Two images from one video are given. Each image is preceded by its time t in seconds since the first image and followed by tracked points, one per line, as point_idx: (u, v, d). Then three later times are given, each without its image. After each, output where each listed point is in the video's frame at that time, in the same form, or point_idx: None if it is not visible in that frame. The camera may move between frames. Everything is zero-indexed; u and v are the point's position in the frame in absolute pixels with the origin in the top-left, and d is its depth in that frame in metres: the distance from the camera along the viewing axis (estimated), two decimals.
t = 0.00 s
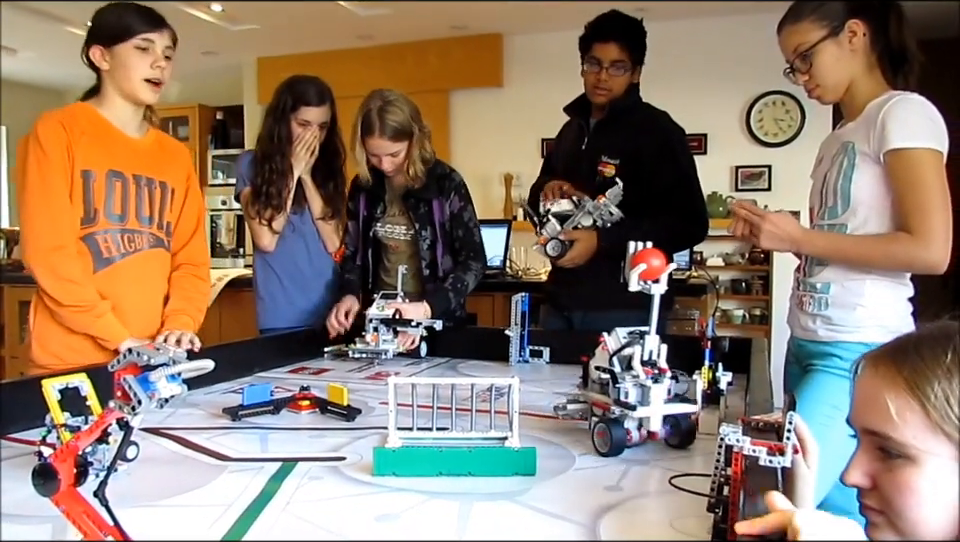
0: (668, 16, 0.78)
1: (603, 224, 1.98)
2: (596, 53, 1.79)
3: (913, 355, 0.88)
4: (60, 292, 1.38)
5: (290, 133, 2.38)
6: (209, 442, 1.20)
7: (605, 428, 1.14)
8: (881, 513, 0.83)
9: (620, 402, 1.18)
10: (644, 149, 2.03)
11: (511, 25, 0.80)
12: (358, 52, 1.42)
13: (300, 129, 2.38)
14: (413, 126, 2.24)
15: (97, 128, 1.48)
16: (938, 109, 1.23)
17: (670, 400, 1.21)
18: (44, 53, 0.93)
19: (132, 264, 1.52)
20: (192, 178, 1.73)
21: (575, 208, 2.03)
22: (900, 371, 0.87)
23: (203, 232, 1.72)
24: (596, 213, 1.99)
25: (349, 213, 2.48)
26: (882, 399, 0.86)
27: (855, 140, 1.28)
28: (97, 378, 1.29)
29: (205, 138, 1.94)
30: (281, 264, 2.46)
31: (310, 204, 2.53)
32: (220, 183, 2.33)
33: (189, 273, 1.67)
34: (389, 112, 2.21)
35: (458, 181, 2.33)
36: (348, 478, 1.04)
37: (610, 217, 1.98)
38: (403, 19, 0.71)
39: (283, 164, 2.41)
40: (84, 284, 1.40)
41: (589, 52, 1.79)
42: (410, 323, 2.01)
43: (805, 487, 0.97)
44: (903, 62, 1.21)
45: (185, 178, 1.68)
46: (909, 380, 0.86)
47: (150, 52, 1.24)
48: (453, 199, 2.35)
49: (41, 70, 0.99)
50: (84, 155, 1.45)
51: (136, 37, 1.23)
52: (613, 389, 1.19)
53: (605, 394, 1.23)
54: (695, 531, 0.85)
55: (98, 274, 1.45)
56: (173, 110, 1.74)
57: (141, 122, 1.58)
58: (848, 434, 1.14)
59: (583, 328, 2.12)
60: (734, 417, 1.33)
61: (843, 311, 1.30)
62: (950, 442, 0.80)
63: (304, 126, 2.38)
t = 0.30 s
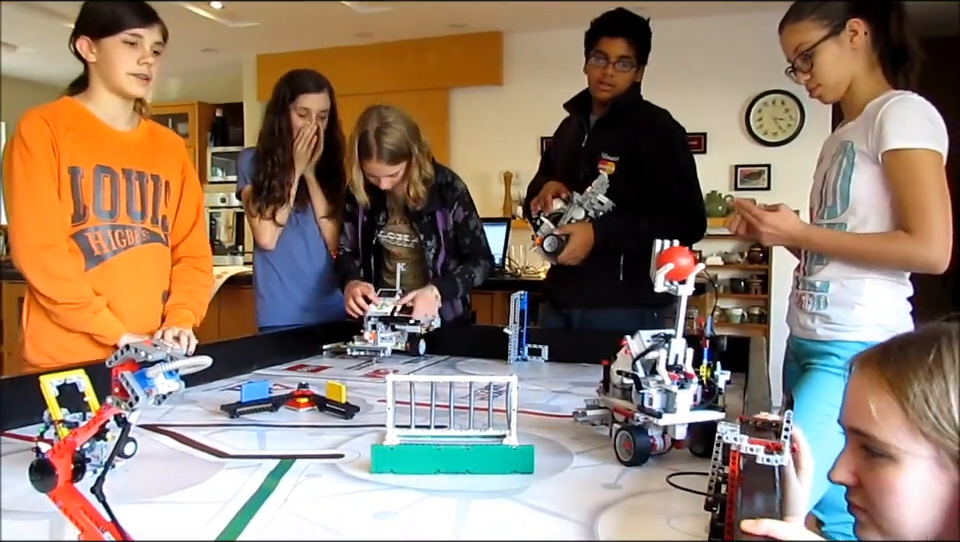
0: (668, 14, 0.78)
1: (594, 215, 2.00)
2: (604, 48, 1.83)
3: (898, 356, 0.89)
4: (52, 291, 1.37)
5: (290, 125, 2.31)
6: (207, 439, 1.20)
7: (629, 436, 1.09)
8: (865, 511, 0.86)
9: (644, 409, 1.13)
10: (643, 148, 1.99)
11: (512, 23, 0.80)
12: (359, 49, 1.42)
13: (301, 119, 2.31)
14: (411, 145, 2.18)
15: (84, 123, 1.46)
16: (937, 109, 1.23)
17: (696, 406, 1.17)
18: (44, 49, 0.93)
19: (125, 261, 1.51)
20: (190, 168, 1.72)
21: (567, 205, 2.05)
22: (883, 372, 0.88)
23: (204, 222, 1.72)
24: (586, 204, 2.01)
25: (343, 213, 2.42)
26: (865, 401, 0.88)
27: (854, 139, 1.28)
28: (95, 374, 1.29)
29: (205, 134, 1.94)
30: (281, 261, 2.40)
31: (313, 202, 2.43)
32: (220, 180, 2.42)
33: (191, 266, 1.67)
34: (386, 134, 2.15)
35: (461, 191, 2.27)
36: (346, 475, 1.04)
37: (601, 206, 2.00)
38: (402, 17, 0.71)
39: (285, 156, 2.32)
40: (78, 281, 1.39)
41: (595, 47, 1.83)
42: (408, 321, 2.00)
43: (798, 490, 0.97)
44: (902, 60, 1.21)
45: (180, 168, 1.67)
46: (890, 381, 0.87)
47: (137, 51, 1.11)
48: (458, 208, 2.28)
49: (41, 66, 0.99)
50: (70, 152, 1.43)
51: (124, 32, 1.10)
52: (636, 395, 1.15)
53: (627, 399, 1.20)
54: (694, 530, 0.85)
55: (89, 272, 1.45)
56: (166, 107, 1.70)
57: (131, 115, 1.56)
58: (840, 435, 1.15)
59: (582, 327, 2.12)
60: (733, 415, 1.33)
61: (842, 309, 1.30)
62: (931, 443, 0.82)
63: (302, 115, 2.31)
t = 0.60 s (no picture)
0: (669, 14, 0.78)
1: (596, 218, 1.98)
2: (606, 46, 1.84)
3: (895, 356, 0.90)
4: (53, 291, 1.37)
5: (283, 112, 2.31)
6: (206, 437, 1.20)
7: (670, 447, 1.06)
8: (868, 508, 0.87)
9: (673, 413, 1.11)
10: (644, 146, 2.00)
11: (512, 22, 0.80)
12: (360, 48, 1.41)
13: (293, 105, 2.30)
14: (408, 158, 2.20)
15: (82, 120, 1.46)
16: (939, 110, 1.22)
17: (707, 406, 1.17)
18: (45, 48, 0.93)
19: (128, 261, 1.50)
20: (192, 163, 1.72)
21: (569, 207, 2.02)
22: (880, 372, 0.89)
23: (204, 221, 1.72)
24: (588, 207, 1.98)
25: (342, 215, 2.42)
26: (862, 401, 0.89)
27: (856, 138, 1.28)
28: (95, 372, 1.29)
29: (205, 133, 1.93)
30: (281, 260, 2.39)
31: (317, 202, 2.43)
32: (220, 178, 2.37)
33: (191, 265, 1.67)
34: (384, 150, 2.16)
35: (462, 194, 2.31)
36: (346, 474, 1.04)
37: (602, 209, 1.97)
38: (403, 16, 0.71)
39: (290, 142, 2.34)
40: (78, 282, 1.39)
41: (597, 45, 1.84)
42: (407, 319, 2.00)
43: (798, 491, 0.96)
44: (905, 59, 1.20)
45: (182, 164, 1.67)
46: (886, 381, 0.88)
47: (135, 46, 1.11)
48: (462, 212, 2.31)
49: (40, 65, 0.99)
50: (70, 149, 1.43)
51: (123, 28, 1.09)
52: (659, 399, 1.13)
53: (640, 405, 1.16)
54: (693, 529, 0.85)
55: (93, 272, 1.45)
56: (167, 105, 1.70)
57: (131, 111, 1.55)
58: (844, 436, 1.15)
59: (582, 326, 2.11)
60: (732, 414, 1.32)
61: (843, 309, 1.30)
62: (927, 440, 0.83)
63: (293, 100, 2.29)
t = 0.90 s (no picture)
0: (668, 12, 0.78)
1: (598, 216, 1.97)
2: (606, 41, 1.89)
3: (897, 353, 0.91)
4: (56, 295, 1.38)
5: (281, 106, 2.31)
6: (209, 436, 1.20)
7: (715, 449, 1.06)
8: (864, 503, 0.89)
9: (709, 411, 1.11)
10: (644, 143, 1.98)
11: (512, 20, 0.80)
12: (360, 47, 1.41)
13: (288, 100, 2.30)
14: (407, 166, 2.20)
15: (83, 121, 1.45)
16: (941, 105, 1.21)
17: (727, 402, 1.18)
18: (45, 48, 0.93)
19: (130, 263, 1.51)
20: (190, 161, 1.71)
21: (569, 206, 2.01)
22: (881, 369, 0.90)
23: (204, 221, 1.72)
24: (589, 206, 1.98)
25: (342, 215, 2.42)
26: (862, 397, 0.90)
27: (857, 134, 1.28)
28: (98, 372, 1.30)
29: (206, 132, 1.93)
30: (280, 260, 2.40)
31: (320, 201, 2.43)
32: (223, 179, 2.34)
33: (190, 265, 1.68)
34: (381, 157, 2.16)
35: (462, 195, 2.32)
36: (348, 472, 1.04)
37: (603, 206, 1.97)
38: (403, 15, 0.71)
39: (287, 136, 2.35)
40: (80, 285, 1.39)
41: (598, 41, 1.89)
42: (408, 317, 2.03)
43: (799, 487, 0.96)
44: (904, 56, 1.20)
45: (182, 163, 1.67)
46: (887, 378, 0.89)
47: (135, 45, 1.10)
48: (462, 212, 2.32)
49: (41, 65, 1.00)
50: (71, 151, 1.43)
51: (122, 27, 1.07)
52: (688, 399, 1.12)
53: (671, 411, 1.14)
54: (696, 525, 0.85)
55: (95, 274, 1.45)
56: (169, 105, 1.70)
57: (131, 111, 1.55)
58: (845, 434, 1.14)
59: (584, 324, 2.12)
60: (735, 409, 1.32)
61: (844, 305, 1.29)
62: (925, 437, 0.85)
63: (288, 95, 2.29)
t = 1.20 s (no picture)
0: (667, 9, 0.78)
1: (599, 214, 2.03)
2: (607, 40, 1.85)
3: (897, 349, 0.93)
4: (60, 295, 1.38)
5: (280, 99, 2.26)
6: (212, 433, 1.20)
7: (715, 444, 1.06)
8: (855, 494, 0.91)
9: (712, 407, 1.11)
10: (644, 139, 2.05)
11: (510, 17, 0.80)
12: (359, 44, 1.41)
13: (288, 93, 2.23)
14: (408, 166, 2.26)
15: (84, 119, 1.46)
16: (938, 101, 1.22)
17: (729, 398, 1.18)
18: (45, 46, 0.93)
19: (132, 261, 1.51)
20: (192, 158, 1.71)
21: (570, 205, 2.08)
22: (879, 362, 0.93)
23: (204, 219, 1.72)
24: (589, 205, 2.05)
25: (342, 214, 2.46)
26: (859, 390, 0.92)
27: (855, 131, 1.27)
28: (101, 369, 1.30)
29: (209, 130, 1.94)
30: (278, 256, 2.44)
31: (319, 198, 2.51)
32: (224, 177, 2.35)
33: (191, 262, 1.69)
34: (384, 158, 2.23)
35: (463, 193, 2.36)
36: (351, 468, 1.04)
37: (604, 205, 2.03)
38: (403, 11, 0.71)
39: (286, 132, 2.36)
40: (82, 285, 1.40)
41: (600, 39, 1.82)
42: (411, 314, 2.06)
43: (799, 482, 0.96)
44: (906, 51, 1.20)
45: (182, 160, 1.67)
46: (883, 372, 0.91)
47: (136, 42, 1.10)
48: (463, 210, 2.38)
49: (42, 64, 1.00)
50: (72, 149, 1.44)
51: (123, 23, 1.06)
52: (691, 395, 1.13)
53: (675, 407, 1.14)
54: (697, 521, 0.86)
55: (97, 273, 1.46)
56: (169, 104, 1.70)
57: (130, 109, 1.55)
58: (838, 429, 1.14)
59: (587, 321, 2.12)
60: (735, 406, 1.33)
61: (843, 300, 1.29)
62: (917, 432, 0.87)
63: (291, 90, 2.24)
